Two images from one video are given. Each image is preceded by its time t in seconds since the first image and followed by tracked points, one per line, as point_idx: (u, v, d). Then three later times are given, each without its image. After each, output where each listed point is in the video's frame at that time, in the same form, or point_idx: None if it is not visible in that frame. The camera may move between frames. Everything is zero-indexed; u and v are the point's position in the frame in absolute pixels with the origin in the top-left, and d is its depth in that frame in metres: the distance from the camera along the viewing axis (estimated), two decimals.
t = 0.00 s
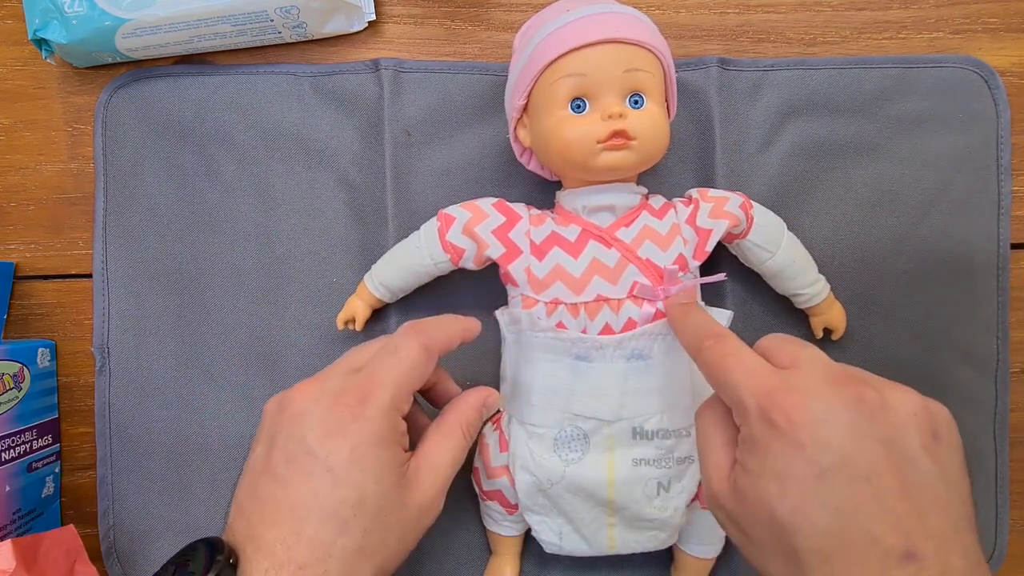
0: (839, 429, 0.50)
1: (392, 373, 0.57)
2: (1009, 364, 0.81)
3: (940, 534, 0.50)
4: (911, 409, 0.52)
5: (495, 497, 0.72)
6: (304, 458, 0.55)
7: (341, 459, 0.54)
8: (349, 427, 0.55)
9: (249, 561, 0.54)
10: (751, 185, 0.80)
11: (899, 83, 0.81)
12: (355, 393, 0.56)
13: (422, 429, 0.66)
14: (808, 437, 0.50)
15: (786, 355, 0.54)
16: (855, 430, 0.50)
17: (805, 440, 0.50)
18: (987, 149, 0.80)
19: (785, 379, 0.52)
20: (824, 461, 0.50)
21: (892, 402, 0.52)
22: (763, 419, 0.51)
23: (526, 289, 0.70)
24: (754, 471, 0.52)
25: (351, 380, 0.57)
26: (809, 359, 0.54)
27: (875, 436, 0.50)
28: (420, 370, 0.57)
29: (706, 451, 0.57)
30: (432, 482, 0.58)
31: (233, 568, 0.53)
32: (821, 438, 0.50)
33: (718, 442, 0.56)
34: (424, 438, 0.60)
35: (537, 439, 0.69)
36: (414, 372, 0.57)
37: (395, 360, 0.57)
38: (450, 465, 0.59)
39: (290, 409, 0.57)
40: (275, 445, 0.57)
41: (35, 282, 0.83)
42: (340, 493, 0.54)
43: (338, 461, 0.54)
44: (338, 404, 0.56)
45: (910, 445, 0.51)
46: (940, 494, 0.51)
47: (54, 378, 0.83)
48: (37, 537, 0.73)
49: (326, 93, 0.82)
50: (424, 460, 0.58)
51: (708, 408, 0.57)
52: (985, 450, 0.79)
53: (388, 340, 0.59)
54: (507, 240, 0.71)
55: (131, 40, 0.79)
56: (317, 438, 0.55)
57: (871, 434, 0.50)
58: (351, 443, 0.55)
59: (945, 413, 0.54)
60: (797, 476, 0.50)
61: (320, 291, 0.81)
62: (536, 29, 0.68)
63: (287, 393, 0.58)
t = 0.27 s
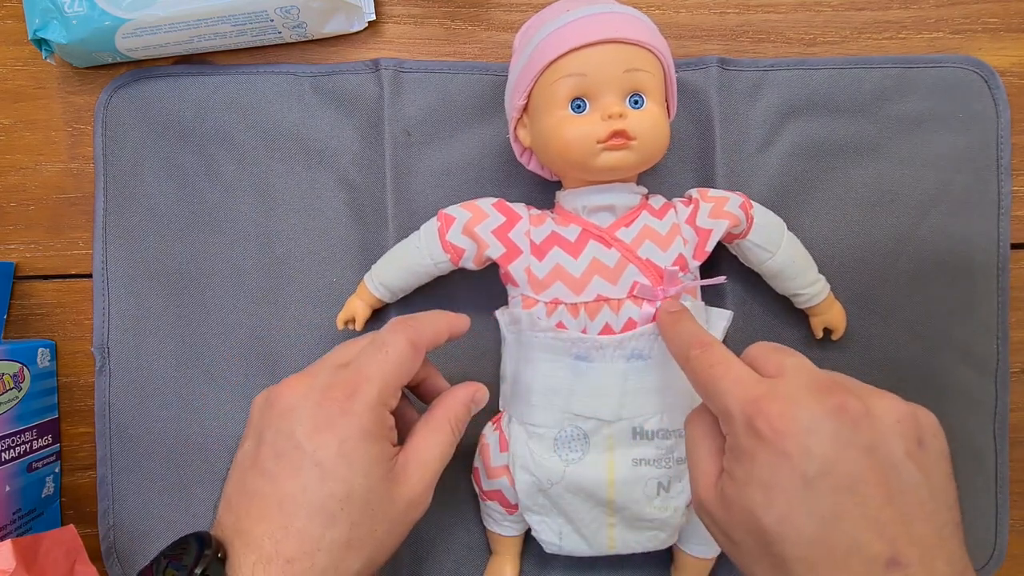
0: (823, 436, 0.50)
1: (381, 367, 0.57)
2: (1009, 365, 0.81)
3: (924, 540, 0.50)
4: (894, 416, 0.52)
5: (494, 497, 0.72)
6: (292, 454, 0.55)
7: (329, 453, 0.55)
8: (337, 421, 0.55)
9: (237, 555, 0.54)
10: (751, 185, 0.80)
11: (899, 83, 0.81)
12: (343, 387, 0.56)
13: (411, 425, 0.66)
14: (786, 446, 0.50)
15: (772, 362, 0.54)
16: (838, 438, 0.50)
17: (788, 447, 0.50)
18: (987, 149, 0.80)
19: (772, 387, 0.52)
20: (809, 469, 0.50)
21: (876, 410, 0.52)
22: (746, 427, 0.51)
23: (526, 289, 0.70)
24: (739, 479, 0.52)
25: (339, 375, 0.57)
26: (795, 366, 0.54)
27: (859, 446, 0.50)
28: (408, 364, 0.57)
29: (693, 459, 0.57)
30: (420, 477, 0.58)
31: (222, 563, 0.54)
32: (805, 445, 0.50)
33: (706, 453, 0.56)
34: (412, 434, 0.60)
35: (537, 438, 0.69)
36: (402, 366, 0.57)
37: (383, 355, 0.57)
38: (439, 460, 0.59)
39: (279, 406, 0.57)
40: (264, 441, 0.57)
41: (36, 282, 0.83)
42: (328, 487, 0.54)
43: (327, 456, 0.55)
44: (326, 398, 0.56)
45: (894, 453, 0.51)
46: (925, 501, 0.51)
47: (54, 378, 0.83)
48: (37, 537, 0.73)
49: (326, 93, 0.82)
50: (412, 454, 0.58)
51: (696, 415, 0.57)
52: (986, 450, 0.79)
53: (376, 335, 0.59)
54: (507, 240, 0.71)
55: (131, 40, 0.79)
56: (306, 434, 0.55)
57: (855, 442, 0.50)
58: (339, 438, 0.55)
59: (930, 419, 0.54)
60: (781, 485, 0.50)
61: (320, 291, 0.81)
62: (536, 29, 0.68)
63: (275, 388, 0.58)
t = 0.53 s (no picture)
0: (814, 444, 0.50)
1: (356, 384, 0.57)
2: (1009, 365, 0.81)
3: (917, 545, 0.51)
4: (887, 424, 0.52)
5: (494, 497, 0.72)
6: (264, 468, 0.55)
7: (298, 470, 0.54)
8: (311, 436, 0.55)
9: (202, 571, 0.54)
10: (751, 185, 0.80)
11: (899, 83, 0.81)
12: (319, 402, 0.57)
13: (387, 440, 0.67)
14: (620, 460, 0.49)
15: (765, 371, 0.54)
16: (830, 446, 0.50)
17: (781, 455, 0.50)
18: (987, 149, 0.80)
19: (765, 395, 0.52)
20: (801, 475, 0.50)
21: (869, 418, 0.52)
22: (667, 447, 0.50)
23: (526, 289, 0.70)
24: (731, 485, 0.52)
25: (316, 391, 0.57)
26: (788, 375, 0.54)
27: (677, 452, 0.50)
28: (385, 381, 0.57)
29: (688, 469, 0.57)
30: (393, 492, 0.58)
31: None
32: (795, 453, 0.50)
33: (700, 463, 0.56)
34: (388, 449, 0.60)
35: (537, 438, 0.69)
36: (379, 382, 0.57)
37: (360, 371, 0.57)
38: (414, 476, 0.59)
39: (253, 420, 0.57)
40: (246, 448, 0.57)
41: (36, 282, 0.83)
42: (297, 505, 0.54)
43: (297, 474, 0.54)
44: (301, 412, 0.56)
45: (706, 459, 0.50)
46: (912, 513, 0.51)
47: (54, 378, 0.83)
48: (37, 537, 0.73)
49: (326, 93, 0.82)
50: (387, 470, 0.58)
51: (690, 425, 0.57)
52: (986, 451, 0.79)
53: (353, 351, 0.59)
54: (506, 240, 0.71)
55: (131, 40, 0.79)
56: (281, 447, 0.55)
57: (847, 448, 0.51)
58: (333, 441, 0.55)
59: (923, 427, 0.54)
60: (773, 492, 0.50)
61: (320, 291, 0.81)
62: (536, 29, 0.68)
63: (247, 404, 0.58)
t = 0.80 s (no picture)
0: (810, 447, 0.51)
1: (367, 376, 0.57)
2: (1009, 364, 0.81)
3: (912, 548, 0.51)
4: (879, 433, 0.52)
5: (496, 497, 0.72)
6: (273, 458, 0.55)
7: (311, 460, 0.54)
8: (320, 428, 0.55)
9: (212, 561, 0.53)
10: (752, 185, 0.80)
11: (899, 84, 0.81)
12: (329, 393, 0.57)
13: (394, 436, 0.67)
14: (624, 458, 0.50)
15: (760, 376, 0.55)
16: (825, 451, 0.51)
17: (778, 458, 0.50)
18: (987, 149, 0.80)
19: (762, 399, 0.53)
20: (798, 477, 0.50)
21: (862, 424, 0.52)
22: (678, 459, 0.50)
23: (528, 289, 0.70)
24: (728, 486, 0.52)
25: (326, 384, 0.58)
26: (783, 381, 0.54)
27: (786, 471, 0.50)
28: (395, 373, 0.58)
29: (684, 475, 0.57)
30: (402, 484, 0.58)
31: (195, 568, 0.53)
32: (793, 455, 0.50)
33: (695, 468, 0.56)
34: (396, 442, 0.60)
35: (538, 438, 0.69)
36: (390, 374, 0.58)
37: (371, 363, 0.58)
38: (422, 470, 0.59)
39: (263, 412, 0.57)
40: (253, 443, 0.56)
41: (36, 282, 0.83)
42: (309, 496, 0.54)
43: (309, 464, 0.54)
44: (310, 405, 0.56)
45: (819, 481, 0.50)
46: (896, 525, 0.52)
47: (54, 379, 0.83)
48: (37, 537, 0.73)
49: (327, 93, 0.82)
50: (396, 461, 0.58)
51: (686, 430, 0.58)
52: (985, 450, 0.80)
53: (364, 345, 0.59)
54: (509, 240, 0.71)
55: (131, 40, 0.79)
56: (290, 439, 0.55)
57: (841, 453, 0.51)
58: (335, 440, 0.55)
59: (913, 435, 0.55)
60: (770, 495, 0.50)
61: (321, 291, 0.80)
62: (539, 29, 0.68)
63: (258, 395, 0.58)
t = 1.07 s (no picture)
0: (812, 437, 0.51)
1: (383, 372, 0.57)
2: (1008, 363, 0.81)
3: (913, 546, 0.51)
4: (884, 426, 0.52)
5: (499, 499, 0.72)
6: (290, 454, 0.55)
7: (327, 456, 0.54)
8: (336, 423, 0.55)
9: (228, 556, 0.54)
10: (752, 185, 0.80)
11: (899, 83, 0.81)
12: (345, 389, 0.56)
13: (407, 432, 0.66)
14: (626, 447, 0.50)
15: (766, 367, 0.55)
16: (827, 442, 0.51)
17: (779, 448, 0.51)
18: (987, 149, 0.80)
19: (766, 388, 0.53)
20: (798, 468, 0.50)
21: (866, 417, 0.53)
22: (737, 427, 0.52)
23: (534, 288, 0.70)
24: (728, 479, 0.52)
25: (341, 379, 0.57)
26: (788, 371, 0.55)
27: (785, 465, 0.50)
28: (411, 371, 0.58)
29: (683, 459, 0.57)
30: (417, 481, 0.58)
31: (211, 563, 0.54)
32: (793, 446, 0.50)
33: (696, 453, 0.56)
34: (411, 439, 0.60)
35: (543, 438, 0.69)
36: (407, 372, 0.57)
37: (388, 359, 0.57)
38: (436, 467, 0.59)
39: (278, 407, 0.57)
40: (262, 443, 0.56)
41: (35, 282, 0.83)
42: (325, 491, 0.54)
43: (325, 460, 0.54)
44: (326, 400, 0.56)
45: (819, 478, 0.50)
46: (908, 517, 0.52)
47: (54, 379, 0.83)
48: (37, 537, 0.73)
49: (328, 93, 0.82)
50: (411, 460, 0.58)
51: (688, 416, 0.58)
52: (984, 450, 0.80)
53: (379, 342, 0.59)
54: (513, 239, 0.71)
55: (132, 40, 0.79)
56: (303, 437, 0.55)
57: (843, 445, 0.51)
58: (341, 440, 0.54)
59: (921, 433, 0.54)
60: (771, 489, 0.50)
61: (321, 291, 0.80)
62: (545, 28, 0.69)
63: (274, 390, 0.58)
